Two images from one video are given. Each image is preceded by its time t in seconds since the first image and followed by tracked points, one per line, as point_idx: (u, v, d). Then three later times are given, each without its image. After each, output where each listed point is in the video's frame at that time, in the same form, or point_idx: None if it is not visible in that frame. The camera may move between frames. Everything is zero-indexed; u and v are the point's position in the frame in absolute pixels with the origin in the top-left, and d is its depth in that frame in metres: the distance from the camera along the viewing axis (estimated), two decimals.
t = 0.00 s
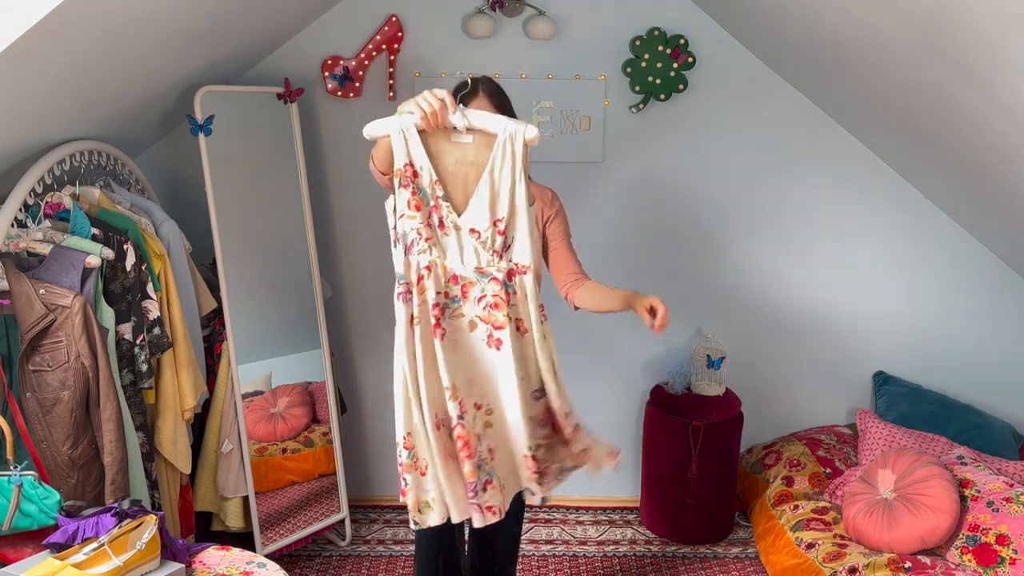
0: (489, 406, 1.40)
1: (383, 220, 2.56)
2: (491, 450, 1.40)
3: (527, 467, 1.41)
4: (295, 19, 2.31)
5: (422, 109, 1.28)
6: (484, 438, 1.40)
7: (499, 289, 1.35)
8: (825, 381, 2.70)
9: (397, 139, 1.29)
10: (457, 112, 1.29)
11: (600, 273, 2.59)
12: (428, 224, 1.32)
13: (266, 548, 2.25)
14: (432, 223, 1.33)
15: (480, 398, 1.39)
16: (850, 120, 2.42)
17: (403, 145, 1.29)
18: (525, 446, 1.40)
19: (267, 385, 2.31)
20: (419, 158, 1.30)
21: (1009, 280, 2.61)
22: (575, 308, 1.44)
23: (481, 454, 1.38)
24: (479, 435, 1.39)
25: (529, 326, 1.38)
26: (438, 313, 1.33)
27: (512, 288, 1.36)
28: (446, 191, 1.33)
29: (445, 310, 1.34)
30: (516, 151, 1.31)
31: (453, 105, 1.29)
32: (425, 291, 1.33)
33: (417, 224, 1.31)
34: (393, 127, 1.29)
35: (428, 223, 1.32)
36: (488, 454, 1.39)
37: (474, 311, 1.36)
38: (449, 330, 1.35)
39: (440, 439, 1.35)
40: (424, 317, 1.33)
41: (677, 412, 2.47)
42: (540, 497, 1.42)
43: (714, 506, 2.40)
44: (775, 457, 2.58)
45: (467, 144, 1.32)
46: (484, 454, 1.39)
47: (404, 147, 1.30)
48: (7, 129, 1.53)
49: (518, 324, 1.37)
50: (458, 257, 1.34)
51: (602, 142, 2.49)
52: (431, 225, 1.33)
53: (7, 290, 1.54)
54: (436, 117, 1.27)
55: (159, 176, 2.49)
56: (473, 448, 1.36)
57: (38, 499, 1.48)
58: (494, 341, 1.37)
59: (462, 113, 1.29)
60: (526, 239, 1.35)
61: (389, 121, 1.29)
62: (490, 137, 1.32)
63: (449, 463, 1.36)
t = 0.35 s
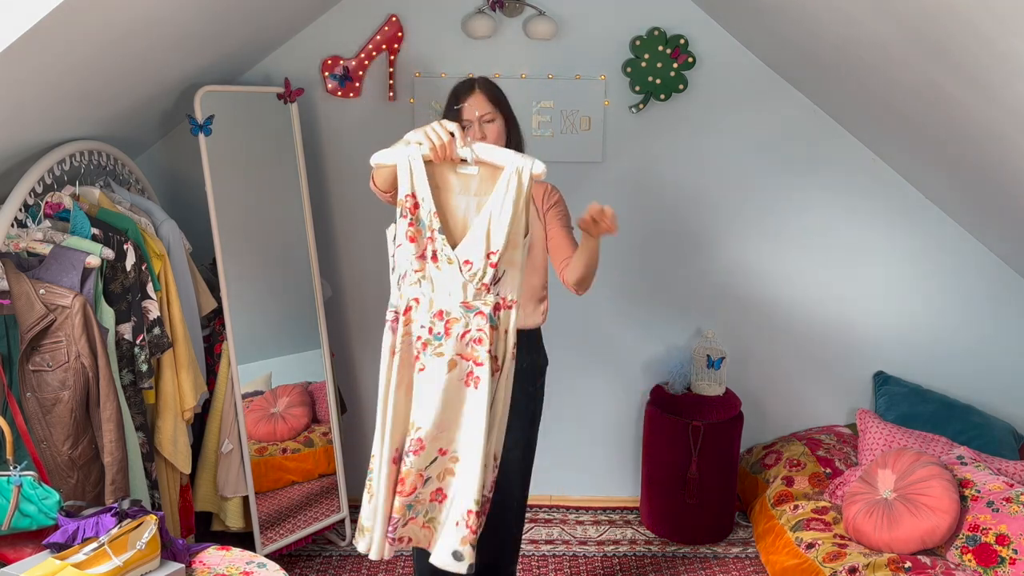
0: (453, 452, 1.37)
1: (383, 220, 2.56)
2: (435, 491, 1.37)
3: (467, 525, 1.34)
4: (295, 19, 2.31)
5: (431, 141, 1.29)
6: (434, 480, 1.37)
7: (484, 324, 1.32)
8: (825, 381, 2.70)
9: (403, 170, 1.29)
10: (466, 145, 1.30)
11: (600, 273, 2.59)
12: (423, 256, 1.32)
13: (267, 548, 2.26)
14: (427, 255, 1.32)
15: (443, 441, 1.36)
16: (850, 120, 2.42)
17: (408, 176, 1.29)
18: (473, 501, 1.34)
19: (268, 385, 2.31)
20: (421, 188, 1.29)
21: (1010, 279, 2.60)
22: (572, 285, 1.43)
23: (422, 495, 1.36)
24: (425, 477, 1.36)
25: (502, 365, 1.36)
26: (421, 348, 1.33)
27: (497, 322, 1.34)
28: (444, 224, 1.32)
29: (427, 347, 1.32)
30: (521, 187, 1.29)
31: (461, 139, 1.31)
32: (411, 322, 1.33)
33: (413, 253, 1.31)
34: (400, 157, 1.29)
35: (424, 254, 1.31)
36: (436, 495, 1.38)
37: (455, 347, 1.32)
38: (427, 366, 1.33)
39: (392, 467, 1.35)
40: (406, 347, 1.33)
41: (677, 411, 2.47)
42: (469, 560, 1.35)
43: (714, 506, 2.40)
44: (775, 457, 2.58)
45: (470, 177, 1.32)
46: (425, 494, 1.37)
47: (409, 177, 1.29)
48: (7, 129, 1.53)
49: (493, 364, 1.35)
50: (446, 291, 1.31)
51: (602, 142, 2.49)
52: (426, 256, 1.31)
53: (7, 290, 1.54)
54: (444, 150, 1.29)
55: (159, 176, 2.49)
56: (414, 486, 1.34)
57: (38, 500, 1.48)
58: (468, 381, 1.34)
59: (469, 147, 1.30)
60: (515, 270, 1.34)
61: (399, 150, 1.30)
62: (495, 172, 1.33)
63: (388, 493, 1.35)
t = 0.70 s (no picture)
0: (447, 463, 1.32)
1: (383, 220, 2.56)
2: (433, 509, 1.33)
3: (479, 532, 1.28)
4: (296, 19, 2.31)
5: (411, 153, 1.27)
6: (432, 493, 1.33)
7: (474, 326, 1.29)
8: (825, 380, 2.70)
9: (387, 184, 1.27)
10: (446, 157, 1.27)
11: (600, 273, 2.59)
12: (411, 265, 1.30)
13: (266, 548, 2.26)
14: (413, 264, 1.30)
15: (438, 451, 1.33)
16: (850, 120, 2.42)
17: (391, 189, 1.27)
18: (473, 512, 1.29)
19: (268, 385, 2.31)
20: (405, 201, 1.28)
21: (1009, 280, 2.60)
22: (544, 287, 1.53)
23: (420, 507, 1.34)
24: (423, 487, 1.34)
25: (498, 369, 1.29)
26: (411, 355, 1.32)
27: (486, 325, 1.29)
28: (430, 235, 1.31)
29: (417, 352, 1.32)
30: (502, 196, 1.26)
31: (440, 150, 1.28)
32: (401, 330, 1.32)
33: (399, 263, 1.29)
34: (382, 171, 1.27)
35: (410, 264, 1.30)
36: (431, 512, 1.33)
37: (446, 352, 1.30)
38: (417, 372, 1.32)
39: (379, 477, 1.35)
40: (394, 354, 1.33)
41: (677, 412, 2.47)
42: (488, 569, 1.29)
43: (714, 506, 2.40)
44: (775, 457, 2.58)
45: (452, 187, 1.31)
46: (424, 509, 1.34)
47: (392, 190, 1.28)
48: (8, 129, 1.53)
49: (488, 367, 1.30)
50: (435, 297, 1.30)
51: (602, 142, 2.49)
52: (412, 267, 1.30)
53: (7, 290, 1.54)
54: (425, 162, 1.27)
55: (159, 176, 2.49)
56: (414, 495, 1.34)
57: (38, 499, 1.48)
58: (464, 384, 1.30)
59: (448, 156, 1.27)
60: (505, 274, 1.29)
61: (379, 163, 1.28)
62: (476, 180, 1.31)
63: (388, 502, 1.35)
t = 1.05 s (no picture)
0: (427, 460, 1.33)
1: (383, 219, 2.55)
2: (412, 504, 1.32)
3: (474, 516, 1.33)
4: (296, 19, 2.31)
5: (372, 168, 1.30)
6: (411, 490, 1.33)
7: (448, 333, 1.32)
8: (825, 380, 2.70)
9: (351, 200, 1.31)
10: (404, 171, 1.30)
11: (600, 273, 2.59)
12: (381, 276, 1.33)
13: (266, 548, 2.26)
14: (382, 275, 1.33)
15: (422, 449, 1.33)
16: (850, 120, 2.42)
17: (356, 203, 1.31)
18: (463, 501, 1.34)
19: (268, 385, 2.31)
20: (371, 214, 1.32)
21: (1010, 280, 2.60)
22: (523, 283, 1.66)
23: (400, 504, 1.33)
24: (402, 485, 1.33)
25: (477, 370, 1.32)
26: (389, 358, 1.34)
27: (461, 331, 1.33)
28: (397, 244, 1.34)
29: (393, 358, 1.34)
30: (462, 205, 1.29)
31: (398, 164, 1.31)
32: (379, 338, 1.35)
33: (370, 274, 1.33)
34: (345, 186, 1.31)
35: (379, 275, 1.33)
36: (410, 508, 1.32)
37: (420, 357, 1.33)
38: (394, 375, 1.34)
39: (383, 470, 1.37)
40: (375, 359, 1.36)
41: (677, 412, 2.46)
42: (486, 550, 1.34)
43: (714, 506, 2.40)
44: (775, 457, 2.58)
45: (415, 196, 1.33)
46: (401, 504, 1.33)
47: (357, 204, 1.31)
48: (8, 130, 1.53)
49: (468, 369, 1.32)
50: (408, 306, 1.33)
51: (602, 142, 2.49)
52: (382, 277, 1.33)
53: (7, 290, 1.54)
54: (385, 175, 1.30)
55: (158, 176, 2.49)
56: (394, 493, 1.34)
57: (39, 499, 1.48)
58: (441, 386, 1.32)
59: (405, 168, 1.30)
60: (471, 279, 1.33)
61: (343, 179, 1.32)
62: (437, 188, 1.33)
63: (381, 496, 1.38)
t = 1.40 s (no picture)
0: (422, 450, 1.38)
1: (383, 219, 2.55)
2: (411, 491, 1.38)
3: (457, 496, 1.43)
4: (296, 19, 2.31)
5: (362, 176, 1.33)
6: (409, 479, 1.39)
7: (439, 328, 1.38)
8: (825, 381, 2.70)
9: (342, 207, 1.34)
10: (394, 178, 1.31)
11: (600, 273, 2.59)
12: (373, 280, 1.39)
13: (266, 548, 2.26)
14: (376, 278, 1.39)
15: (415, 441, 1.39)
16: (850, 120, 2.42)
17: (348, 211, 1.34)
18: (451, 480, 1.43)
19: (268, 385, 2.31)
20: (363, 221, 1.36)
21: (1009, 280, 2.60)
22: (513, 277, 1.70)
23: (399, 492, 1.40)
24: (402, 473, 1.40)
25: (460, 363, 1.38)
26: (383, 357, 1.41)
27: (451, 325, 1.38)
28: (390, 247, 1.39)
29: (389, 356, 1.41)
30: (455, 206, 1.33)
31: (386, 171, 1.32)
32: (373, 339, 1.40)
33: (363, 280, 1.38)
34: (336, 195, 1.34)
35: (373, 280, 1.38)
36: (408, 496, 1.39)
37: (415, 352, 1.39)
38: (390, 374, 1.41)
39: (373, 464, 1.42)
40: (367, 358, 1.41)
41: (677, 412, 2.46)
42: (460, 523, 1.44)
43: (714, 506, 2.40)
44: (775, 457, 2.58)
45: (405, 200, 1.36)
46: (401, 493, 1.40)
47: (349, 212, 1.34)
48: (8, 129, 1.53)
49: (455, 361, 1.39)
50: (400, 305, 1.38)
51: (602, 142, 2.49)
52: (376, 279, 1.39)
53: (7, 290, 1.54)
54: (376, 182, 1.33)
55: (158, 176, 2.48)
56: (395, 481, 1.41)
57: (38, 500, 1.48)
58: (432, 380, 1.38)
59: (395, 174, 1.31)
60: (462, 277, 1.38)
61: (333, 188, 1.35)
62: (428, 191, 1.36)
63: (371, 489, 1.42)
